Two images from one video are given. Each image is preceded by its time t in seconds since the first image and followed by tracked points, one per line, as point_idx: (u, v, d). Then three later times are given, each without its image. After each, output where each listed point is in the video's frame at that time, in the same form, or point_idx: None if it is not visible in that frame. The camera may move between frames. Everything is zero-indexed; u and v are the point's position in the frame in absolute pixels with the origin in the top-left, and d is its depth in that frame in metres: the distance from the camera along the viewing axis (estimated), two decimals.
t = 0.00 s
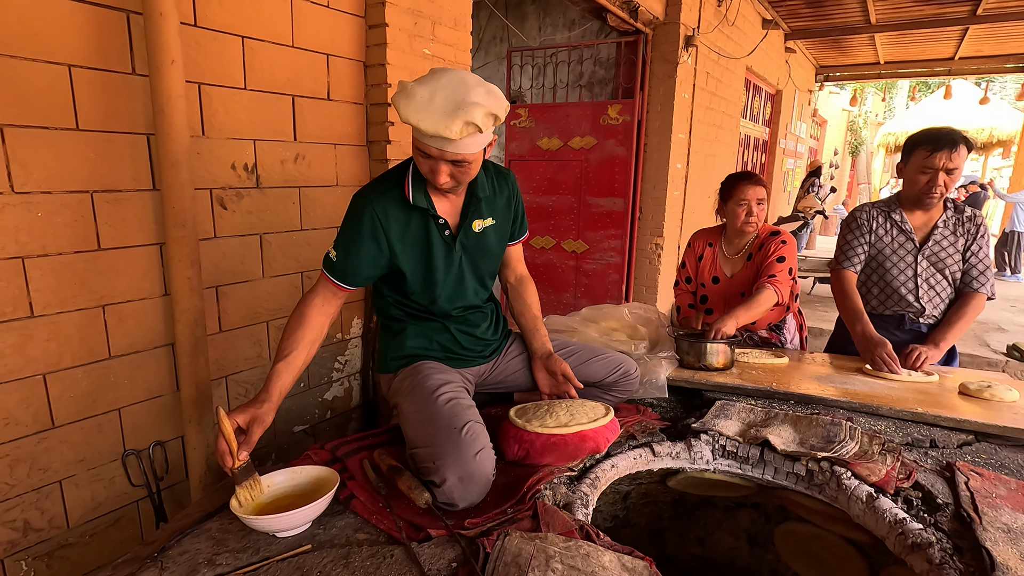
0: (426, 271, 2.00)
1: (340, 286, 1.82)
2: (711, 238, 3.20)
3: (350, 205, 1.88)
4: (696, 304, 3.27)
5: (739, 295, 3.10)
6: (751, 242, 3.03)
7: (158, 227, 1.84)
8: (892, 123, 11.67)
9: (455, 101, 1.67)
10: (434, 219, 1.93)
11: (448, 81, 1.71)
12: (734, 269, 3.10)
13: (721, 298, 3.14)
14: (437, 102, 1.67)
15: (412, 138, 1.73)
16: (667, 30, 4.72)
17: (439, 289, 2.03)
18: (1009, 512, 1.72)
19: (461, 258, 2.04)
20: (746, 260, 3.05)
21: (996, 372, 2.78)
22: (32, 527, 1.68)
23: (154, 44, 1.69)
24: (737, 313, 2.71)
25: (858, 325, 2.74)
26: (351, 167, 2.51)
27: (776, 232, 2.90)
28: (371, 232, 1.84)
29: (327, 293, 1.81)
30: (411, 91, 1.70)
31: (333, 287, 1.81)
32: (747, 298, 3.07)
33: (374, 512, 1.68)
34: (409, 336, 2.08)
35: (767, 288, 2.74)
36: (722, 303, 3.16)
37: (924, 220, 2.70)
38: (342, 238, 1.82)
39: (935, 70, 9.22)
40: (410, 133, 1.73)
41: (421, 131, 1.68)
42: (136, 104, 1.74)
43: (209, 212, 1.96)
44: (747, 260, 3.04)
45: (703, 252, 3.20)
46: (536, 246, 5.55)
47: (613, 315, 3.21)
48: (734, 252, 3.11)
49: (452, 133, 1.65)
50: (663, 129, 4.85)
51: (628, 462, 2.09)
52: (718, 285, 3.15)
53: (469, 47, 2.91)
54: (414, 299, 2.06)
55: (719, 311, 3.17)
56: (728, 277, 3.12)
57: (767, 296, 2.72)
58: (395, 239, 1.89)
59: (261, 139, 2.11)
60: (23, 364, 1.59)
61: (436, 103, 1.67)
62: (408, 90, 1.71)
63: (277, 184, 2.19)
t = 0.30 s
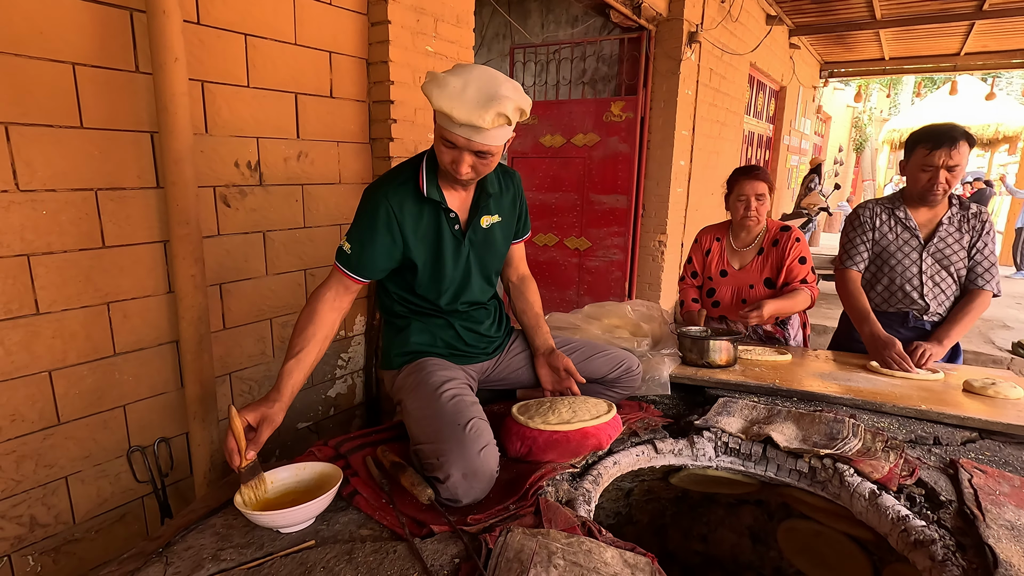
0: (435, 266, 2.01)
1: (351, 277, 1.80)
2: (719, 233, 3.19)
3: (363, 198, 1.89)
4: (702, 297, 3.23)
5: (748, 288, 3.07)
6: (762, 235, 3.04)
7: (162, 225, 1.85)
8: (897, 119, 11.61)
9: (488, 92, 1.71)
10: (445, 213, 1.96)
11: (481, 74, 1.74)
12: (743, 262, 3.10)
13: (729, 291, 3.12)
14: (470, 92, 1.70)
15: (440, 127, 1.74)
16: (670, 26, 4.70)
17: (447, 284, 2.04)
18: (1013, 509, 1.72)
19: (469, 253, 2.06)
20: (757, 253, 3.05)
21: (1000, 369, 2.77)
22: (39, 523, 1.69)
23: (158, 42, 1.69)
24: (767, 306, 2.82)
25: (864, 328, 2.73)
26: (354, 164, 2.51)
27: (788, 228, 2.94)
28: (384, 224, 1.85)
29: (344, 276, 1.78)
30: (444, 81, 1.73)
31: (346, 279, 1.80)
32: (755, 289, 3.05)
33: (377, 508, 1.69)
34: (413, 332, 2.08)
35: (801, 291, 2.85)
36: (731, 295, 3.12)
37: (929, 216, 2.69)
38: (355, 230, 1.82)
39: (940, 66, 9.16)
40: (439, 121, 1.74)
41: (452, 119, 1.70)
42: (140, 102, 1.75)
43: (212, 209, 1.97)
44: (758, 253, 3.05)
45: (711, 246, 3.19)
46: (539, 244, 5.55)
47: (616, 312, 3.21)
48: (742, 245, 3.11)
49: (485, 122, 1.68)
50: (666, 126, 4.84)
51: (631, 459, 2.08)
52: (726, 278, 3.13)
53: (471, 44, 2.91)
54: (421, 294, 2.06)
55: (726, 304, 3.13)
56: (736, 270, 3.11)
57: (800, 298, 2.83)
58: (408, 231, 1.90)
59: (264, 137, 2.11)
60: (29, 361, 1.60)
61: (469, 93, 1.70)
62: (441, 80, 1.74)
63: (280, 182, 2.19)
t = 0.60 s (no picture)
0: (438, 261, 2.02)
1: (353, 269, 1.81)
2: (728, 228, 3.16)
3: (368, 191, 1.90)
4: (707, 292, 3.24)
5: (756, 284, 3.06)
6: (772, 233, 3.03)
7: (163, 223, 1.85)
8: (899, 116, 11.56)
9: (502, 88, 1.72)
10: (449, 208, 1.95)
11: (494, 71, 1.75)
12: (752, 258, 3.08)
13: (739, 287, 3.10)
14: (483, 87, 1.71)
15: (452, 121, 1.74)
16: (672, 23, 4.68)
17: (450, 279, 2.05)
18: (1014, 506, 1.71)
19: (472, 250, 2.06)
20: (767, 250, 3.04)
21: (1001, 366, 2.77)
22: (43, 519, 1.70)
23: (159, 40, 1.69)
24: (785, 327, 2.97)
25: (875, 327, 2.72)
26: (355, 162, 2.51)
27: (800, 229, 2.97)
28: (388, 217, 1.85)
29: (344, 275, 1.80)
30: (456, 75, 1.73)
31: (348, 270, 1.81)
32: (765, 287, 3.04)
33: (378, 505, 1.70)
34: (415, 328, 2.08)
35: (810, 302, 2.98)
36: (737, 291, 3.12)
37: (931, 213, 2.69)
38: (359, 222, 1.83)
39: (943, 62, 9.12)
40: (451, 115, 1.73)
41: (465, 113, 1.70)
42: (141, 100, 1.75)
43: (214, 207, 1.97)
44: (768, 250, 3.04)
45: (719, 242, 3.16)
46: (540, 241, 5.55)
47: (617, 309, 3.19)
48: (752, 242, 3.08)
49: (497, 118, 1.69)
50: (668, 123, 4.83)
51: (631, 456, 2.08)
52: (735, 274, 3.11)
53: (472, 40, 2.90)
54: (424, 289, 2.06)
55: (734, 299, 3.14)
56: (744, 266, 3.09)
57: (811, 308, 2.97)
58: (412, 226, 1.91)
59: (265, 134, 2.11)
60: (32, 359, 1.61)
61: (482, 89, 1.70)
62: (454, 74, 1.74)
63: (281, 179, 2.20)
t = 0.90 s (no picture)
0: (441, 257, 2.02)
1: (359, 261, 1.83)
2: (735, 224, 3.18)
3: (374, 186, 1.91)
4: (709, 287, 3.25)
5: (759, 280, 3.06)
6: (778, 230, 3.01)
7: (165, 221, 1.85)
8: (902, 112, 11.52)
9: (520, 88, 1.74)
10: (454, 205, 1.96)
11: (509, 70, 1.76)
12: (756, 255, 3.08)
13: (739, 282, 3.11)
14: (504, 88, 1.72)
15: (473, 122, 1.74)
16: (673, 19, 4.66)
17: (452, 276, 2.05)
18: (1015, 503, 1.71)
19: (475, 247, 2.06)
20: (771, 247, 3.03)
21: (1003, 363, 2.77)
22: (46, 517, 1.70)
23: (160, 38, 1.69)
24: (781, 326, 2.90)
25: (880, 329, 2.72)
26: (355, 160, 2.51)
27: (806, 227, 2.93)
28: (393, 212, 1.86)
29: (351, 267, 1.83)
30: (475, 76, 1.72)
31: (354, 262, 1.83)
32: (766, 283, 3.04)
33: (380, 502, 1.70)
34: (416, 325, 2.08)
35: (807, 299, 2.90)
36: (740, 286, 3.12)
37: (933, 210, 2.68)
38: (365, 216, 1.85)
39: (946, 58, 9.08)
40: (472, 116, 1.73)
41: (490, 114, 1.70)
42: (142, 98, 1.75)
43: (215, 205, 1.98)
44: (772, 247, 3.03)
45: (725, 236, 3.18)
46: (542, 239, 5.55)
47: (618, 307, 3.19)
48: (757, 238, 3.08)
49: (521, 117, 1.72)
50: (669, 120, 4.82)
51: (632, 453, 2.09)
52: (737, 269, 3.12)
53: (473, 37, 2.90)
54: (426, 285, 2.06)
55: (735, 295, 3.15)
56: (749, 262, 3.10)
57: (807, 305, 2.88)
58: (417, 221, 1.91)
59: (266, 133, 2.11)
60: (35, 357, 1.62)
61: (504, 89, 1.72)
62: (472, 76, 1.73)
63: (282, 177, 2.20)
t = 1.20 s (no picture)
0: (453, 255, 2.05)
1: (400, 266, 1.91)
2: (735, 221, 3.18)
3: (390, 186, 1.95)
4: (710, 283, 3.25)
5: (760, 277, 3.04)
6: (780, 226, 3.02)
7: (165, 218, 1.85)
8: (903, 109, 11.49)
9: (542, 87, 1.79)
10: (466, 203, 2.01)
11: (526, 70, 1.79)
12: (758, 251, 3.08)
13: (740, 279, 3.10)
14: (531, 92, 1.75)
15: (507, 131, 1.76)
16: (674, 16, 4.65)
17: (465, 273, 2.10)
18: (1016, 499, 1.71)
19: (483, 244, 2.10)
20: (773, 243, 3.02)
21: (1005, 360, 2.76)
22: (47, 514, 1.71)
23: (159, 35, 1.69)
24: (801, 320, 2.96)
25: (881, 325, 2.69)
26: (356, 158, 2.50)
27: (809, 223, 2.93)
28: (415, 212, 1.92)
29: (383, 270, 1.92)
30: (504, 87, 1.72)
31: (395, 267, 1.90)
32: (769, 279, 3.02)
33: (381, 499, 1.70)
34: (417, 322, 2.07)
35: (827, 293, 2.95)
36: (741, 283, 3.11)
37: (934, 207, 2.67)
38: (387, 217, 1.89)
39: (947, 55, 9.05)
40: (506, 125, 1.75)
41: (526, 121, 1.75)
42: (141, 95, 1.75)
43: (215, 202, 1.97)
44: (774, 244, 3.02)
45: (725, 233, 3.18)
46: (542, 236, 5.55)
47: (619, 304, 3.19)
48: (758, 235, 3.08)
49: (552, 117, 1.80)
50: (670, 117, 4.81)
51: (632, 450, 2.08)
52: (739, 265, 3.12)
53: (473, 34, 2.89)
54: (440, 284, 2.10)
55: (736, 291, 3.13)
56: (750, 258, 3.09)
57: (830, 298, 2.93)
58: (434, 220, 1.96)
59: (266, 130, 2.11)
60: (36, 354, 1.62)
61: (532, 94, 1.75)
62: (499, 85, 1.73)
63: (283, 174, 2.20)
